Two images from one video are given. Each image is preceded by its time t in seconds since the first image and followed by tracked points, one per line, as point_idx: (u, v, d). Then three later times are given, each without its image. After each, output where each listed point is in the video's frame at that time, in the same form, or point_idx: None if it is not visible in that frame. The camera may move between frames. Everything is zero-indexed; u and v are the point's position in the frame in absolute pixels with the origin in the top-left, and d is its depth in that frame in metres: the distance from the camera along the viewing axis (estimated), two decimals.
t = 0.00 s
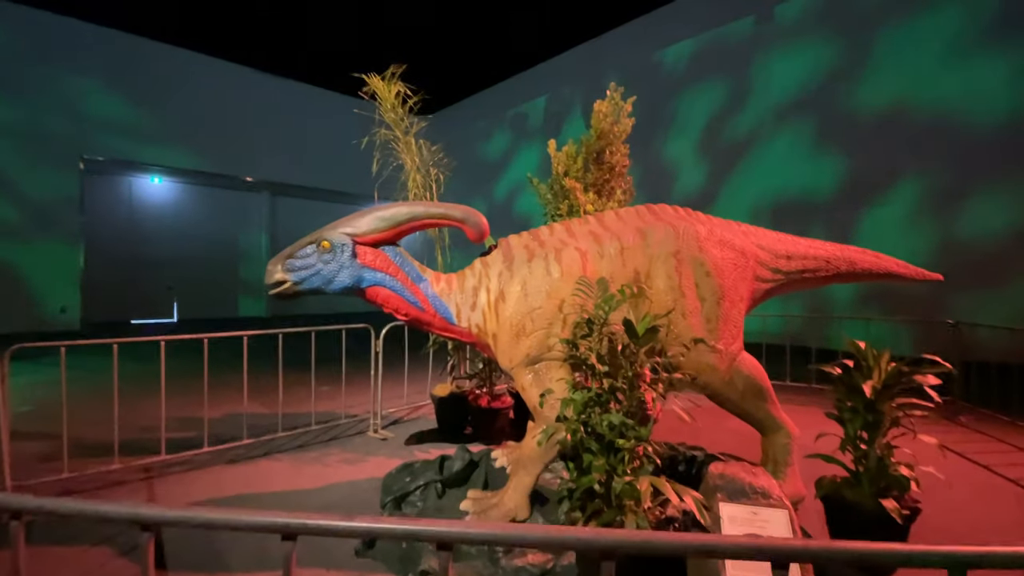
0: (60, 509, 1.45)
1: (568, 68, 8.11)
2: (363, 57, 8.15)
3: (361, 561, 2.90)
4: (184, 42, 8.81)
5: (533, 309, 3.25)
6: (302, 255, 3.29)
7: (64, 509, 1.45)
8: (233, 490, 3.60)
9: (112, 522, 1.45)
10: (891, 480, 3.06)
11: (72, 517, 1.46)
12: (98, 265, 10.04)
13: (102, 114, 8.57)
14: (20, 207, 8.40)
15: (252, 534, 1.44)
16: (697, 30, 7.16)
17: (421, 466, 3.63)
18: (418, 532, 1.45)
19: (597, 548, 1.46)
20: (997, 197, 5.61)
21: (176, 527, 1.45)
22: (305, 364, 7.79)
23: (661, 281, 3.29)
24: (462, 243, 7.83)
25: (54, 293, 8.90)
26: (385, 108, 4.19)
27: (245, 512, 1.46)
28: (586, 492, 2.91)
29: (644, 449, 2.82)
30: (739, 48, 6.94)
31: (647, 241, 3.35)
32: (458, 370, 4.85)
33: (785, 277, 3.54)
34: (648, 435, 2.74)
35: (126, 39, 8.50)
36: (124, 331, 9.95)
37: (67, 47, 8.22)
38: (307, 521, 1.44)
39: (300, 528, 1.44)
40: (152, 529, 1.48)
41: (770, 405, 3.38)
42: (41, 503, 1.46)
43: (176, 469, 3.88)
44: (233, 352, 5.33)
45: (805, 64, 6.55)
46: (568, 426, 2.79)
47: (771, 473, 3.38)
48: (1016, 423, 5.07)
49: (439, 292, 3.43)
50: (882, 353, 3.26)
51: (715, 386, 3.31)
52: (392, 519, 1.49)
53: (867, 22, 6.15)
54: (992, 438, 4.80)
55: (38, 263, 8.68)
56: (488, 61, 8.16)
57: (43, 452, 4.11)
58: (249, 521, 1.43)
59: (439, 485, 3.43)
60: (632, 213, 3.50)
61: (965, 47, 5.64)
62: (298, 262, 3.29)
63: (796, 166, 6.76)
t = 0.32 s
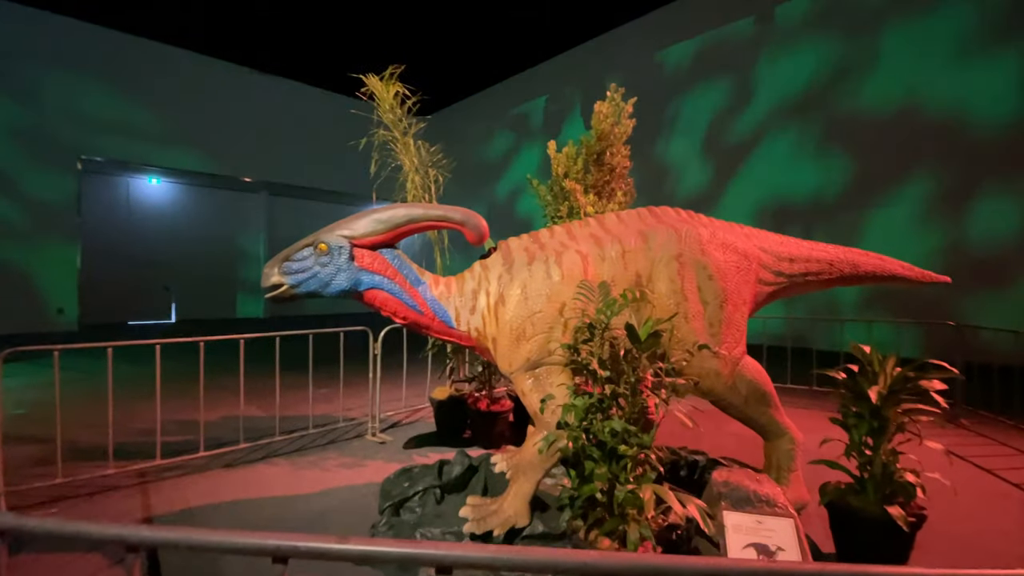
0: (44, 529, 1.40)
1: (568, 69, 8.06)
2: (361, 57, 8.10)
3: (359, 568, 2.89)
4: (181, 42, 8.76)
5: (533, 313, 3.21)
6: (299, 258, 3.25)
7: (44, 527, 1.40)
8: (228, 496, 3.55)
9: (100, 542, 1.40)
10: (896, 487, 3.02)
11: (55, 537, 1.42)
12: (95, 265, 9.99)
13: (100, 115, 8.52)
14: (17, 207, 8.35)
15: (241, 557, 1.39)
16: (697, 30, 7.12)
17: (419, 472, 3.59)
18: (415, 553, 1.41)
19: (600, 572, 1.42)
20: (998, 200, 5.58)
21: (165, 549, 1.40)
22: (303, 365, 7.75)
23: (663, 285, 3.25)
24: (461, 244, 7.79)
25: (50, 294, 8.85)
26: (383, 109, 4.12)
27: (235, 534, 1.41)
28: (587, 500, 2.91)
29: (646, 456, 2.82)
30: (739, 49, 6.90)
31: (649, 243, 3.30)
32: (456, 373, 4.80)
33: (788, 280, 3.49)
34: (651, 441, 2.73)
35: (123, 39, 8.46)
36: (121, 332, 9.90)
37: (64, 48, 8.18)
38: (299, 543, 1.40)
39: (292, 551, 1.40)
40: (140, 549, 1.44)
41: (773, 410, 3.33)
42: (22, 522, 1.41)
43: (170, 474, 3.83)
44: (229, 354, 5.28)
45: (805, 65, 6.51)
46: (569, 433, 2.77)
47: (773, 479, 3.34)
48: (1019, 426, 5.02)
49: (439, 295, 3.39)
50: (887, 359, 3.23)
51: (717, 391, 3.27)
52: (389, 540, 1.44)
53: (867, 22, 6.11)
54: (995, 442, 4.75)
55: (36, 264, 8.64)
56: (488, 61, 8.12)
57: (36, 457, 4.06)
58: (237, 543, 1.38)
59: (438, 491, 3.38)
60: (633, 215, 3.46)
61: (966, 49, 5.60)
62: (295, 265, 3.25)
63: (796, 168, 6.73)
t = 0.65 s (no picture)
0: (35, 540, 1.39)
1: (567, 70, 8.05)
2: (359, 58, 8.09)
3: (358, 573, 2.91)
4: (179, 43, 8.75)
5: (532, 316, 3.20)
6: (297, 261, 3.23)
7: (36, 540, 1.39)
8: (227, 499, 3.54)
9: (92, 554, 1.39)
10: (896, 490, 3.02)
11: (47, 549, 1.40)
12: (93, 266, 9.97)
13: (97, 116, 8.50)
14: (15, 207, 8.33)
15: (235, 568, 1.38)
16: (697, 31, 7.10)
17: (418, 475, 3.57)
18: (411, 566, 1.40)
19: None
20: (997, 201, 5.57)
21: (157, 562, 1.38)
22: (301, 368, 7.73)
23: (663, 288, 3.24)
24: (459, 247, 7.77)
25: (48, 295, 8.83)
26: (382, 110, 4.07)
27: (229, 546, 1.40)
28: (589, 504, 2.92)
29: (645, 460, 2.83)
30: (738, 50, 6.89)
31: (648, 246, 3.29)
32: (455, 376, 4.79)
33: (788, 282, 3.48)
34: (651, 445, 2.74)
35: (121, 40, 8.44)
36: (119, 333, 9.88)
37: (61, 48, 8.16)
38: (295, 555, 1.40)
39: (288, 563, 1.39)
40: (133, 560, 1.42)
41: (773, 413, 3.31)
42: (14, 534, 1.40)
43: (168, 477, 3.82)
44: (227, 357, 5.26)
45: (804, 67, 6.50)
46: (569, 437, 2.77)
47: (774, 482, 3.31)
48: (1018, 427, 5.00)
49: (437, 298, 3.38)
50: (887, 362, 3.22)
51: (717, 394, 3.26)
52: (386, 550, 1.44)
53: (866, 23, 6.11)
54: (994, 443, 4.75)
55: (33, 266, 8.61)
56: (486, 63, 8.11)
57: (32, 460, 4.04)
58: (231, 554, 1.37)
59: (437, 494, 3.36)
60: (633, 218, 3.44)
61: (965, 50, 5.60)
62: (293, 268, 3.23)
63: (795, 169, 6.73)
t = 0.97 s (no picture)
0: (34, 542, 1.38)
1: (567, 69, 8.04)
2: (358, 58, 8.07)
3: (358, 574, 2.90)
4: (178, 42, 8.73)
5: (532, 316, 3.19)
6: (297, 261, 3.22)
7: (32, 542, 1.38)
8: (227, 499, 3.53)
9: (88, 556, 1.38)
10: (898, 490, 3.02)
11: (44, 552, 1.39)
12: (93, 266, 9.96)
13: (96, 117, 8.49)
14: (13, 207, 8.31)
15: (232, 570, 1.37)
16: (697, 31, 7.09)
17: (418, 475, 3.57)
18: (411, 567, 1.39)
19: None
20: (997, 200, 5.56)
21: (155, 563, 1.38)
22: (301, 368, 7.72)
23: (663, 287, 3.23)
24: (459, 247, 7.76)
25: (48, 296, 8.81)
26: (381, 109, 4.07)
27: (225, 547, 1.38)
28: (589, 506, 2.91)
29: (646, 460, 2.84)
30: (738, 50, 6.87)
31: (649, 246, 3.28)
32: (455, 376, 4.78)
33: (788, 282, 3.47)
34: (651, 446, 2.74)
35: (119, 39, 8.42)
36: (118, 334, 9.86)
37: (60, 48, 8.14)
38: (295, 557, 1.38)
39: (287, 565, 1.38)
40: (131, 562, 1.42)
41: (774, 413, 3.31)
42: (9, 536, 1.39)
43: (167, 477, 3.80)
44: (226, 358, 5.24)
45: (804, 66, 6.49)
46: (570, 436, 2.77)
47: (775, 482, 3.30)
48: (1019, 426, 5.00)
49: (437, 298, 3.38)
50: (888, 362, 3.21)
51: (717, 394, 3.25)
52: (386, 552, 1.43)
53: (867, 22, 6.09)
54: (994, 443, 4.74)
55: (32, 266, 8.60)
56: (485, 62, 8.09)
57: (30, 461, 4.02)
58: (228, 556, 1.36)
59: (437, 495, 3.35)
60: (633, 218, 3.44)
61: (965, 50, 5.59)
62: (293, 268, 3.22)
63: (794, 170, 6.72)
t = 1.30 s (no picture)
0: (29, 544, 1.37)
1: (565, 69, 8.04)
2: (357, 58, 8.07)
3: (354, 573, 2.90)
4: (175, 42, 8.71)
5: (530, 316, 3.19)
6: (294, 260, 3.22)
7: (29, 543, 1.38)
8: (225, 499, 3.53)
9: (84, 557, 1.38)
10: (895, 489, 3.03)
11: (39, 553, 1.39)
12: (91, 266, 9.95)
13: (94, 116, 8.48)
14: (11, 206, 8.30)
15: (229, 570, 1.37)
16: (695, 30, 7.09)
17: (416, 474, 3.57)
18: (406, 568, 1.39)
19: None
20: (995, 200, 5.57)
21: (151, 564, 1.38)
22: (300, 367, 7.73)
23: (661, 286, 3.23)
24: (458, 247, 7.76)
25: (46, 296, 8.81)
26: (380, 109, 4.08)
27: (221, 548, 1.38)
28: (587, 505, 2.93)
29: (644, 459, 2.88)
30: (736, 49, 6.86)
31: (647, 245, 3.28)
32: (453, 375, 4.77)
33: (786, 281, 3.46)
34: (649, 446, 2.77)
35: (116, 39, 8.40)
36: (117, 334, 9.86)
37: (57, 47, 8.13)
38: (291, 558, 1.39)
39: (283, 566, 1.38)
40: (126, 564, 1.41)
41: (772, 412, 3.29)
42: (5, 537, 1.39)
43: (165, 477, 3.80)
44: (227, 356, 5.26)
45: (803, 65, 6.48)
46: (568, 436, 2.80)
47: (772, 481, 3.27)
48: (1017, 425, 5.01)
49: (435, 297, 3.38)
50: (886, 361, 3.22)
51: (716, 393, 3.25)
52: (383, 553, 1.43)
53: (866, 22, 6.09)
54: (991, 441, 4.76)
55: (30, 266, 8.60)
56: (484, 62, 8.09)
57: (27, 461, 4.02)
58: (224, 557, 1.36)
59: (435, 494, 3.35)
60: (632, 216, 3.43)
61: (963, 49, 5.59)
62: (290, 267, 3.22)
63: (793, 169, 6.72)
